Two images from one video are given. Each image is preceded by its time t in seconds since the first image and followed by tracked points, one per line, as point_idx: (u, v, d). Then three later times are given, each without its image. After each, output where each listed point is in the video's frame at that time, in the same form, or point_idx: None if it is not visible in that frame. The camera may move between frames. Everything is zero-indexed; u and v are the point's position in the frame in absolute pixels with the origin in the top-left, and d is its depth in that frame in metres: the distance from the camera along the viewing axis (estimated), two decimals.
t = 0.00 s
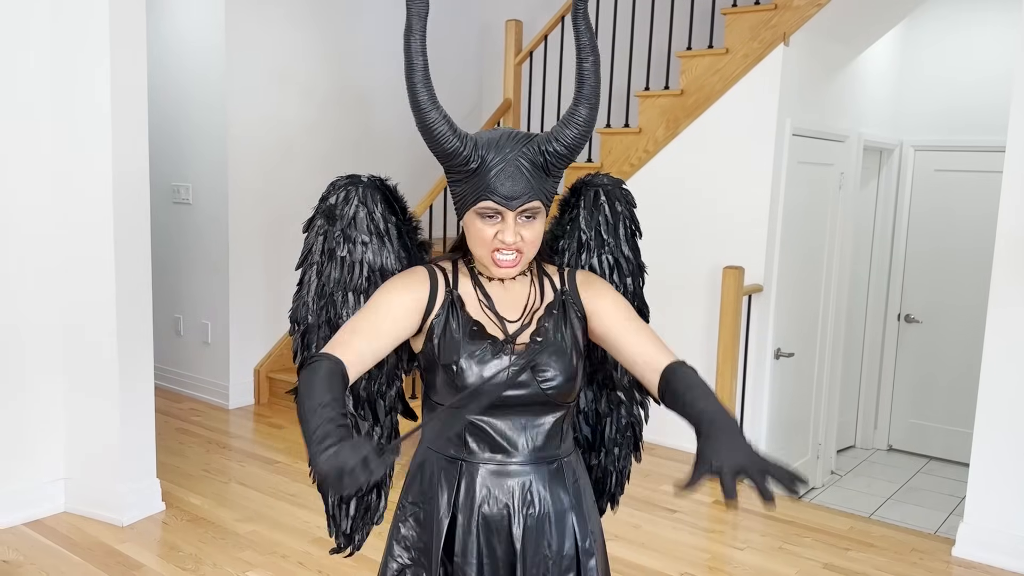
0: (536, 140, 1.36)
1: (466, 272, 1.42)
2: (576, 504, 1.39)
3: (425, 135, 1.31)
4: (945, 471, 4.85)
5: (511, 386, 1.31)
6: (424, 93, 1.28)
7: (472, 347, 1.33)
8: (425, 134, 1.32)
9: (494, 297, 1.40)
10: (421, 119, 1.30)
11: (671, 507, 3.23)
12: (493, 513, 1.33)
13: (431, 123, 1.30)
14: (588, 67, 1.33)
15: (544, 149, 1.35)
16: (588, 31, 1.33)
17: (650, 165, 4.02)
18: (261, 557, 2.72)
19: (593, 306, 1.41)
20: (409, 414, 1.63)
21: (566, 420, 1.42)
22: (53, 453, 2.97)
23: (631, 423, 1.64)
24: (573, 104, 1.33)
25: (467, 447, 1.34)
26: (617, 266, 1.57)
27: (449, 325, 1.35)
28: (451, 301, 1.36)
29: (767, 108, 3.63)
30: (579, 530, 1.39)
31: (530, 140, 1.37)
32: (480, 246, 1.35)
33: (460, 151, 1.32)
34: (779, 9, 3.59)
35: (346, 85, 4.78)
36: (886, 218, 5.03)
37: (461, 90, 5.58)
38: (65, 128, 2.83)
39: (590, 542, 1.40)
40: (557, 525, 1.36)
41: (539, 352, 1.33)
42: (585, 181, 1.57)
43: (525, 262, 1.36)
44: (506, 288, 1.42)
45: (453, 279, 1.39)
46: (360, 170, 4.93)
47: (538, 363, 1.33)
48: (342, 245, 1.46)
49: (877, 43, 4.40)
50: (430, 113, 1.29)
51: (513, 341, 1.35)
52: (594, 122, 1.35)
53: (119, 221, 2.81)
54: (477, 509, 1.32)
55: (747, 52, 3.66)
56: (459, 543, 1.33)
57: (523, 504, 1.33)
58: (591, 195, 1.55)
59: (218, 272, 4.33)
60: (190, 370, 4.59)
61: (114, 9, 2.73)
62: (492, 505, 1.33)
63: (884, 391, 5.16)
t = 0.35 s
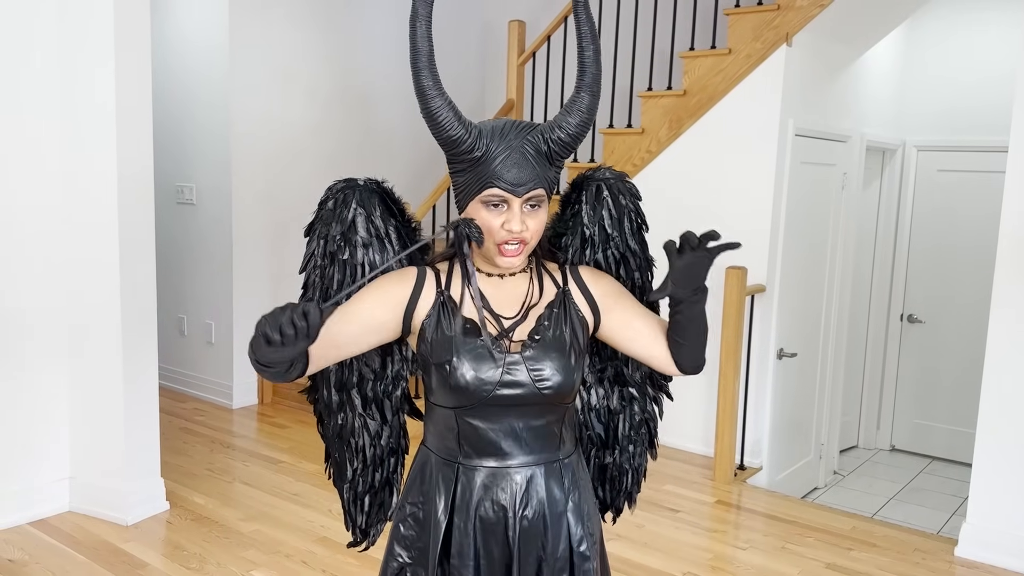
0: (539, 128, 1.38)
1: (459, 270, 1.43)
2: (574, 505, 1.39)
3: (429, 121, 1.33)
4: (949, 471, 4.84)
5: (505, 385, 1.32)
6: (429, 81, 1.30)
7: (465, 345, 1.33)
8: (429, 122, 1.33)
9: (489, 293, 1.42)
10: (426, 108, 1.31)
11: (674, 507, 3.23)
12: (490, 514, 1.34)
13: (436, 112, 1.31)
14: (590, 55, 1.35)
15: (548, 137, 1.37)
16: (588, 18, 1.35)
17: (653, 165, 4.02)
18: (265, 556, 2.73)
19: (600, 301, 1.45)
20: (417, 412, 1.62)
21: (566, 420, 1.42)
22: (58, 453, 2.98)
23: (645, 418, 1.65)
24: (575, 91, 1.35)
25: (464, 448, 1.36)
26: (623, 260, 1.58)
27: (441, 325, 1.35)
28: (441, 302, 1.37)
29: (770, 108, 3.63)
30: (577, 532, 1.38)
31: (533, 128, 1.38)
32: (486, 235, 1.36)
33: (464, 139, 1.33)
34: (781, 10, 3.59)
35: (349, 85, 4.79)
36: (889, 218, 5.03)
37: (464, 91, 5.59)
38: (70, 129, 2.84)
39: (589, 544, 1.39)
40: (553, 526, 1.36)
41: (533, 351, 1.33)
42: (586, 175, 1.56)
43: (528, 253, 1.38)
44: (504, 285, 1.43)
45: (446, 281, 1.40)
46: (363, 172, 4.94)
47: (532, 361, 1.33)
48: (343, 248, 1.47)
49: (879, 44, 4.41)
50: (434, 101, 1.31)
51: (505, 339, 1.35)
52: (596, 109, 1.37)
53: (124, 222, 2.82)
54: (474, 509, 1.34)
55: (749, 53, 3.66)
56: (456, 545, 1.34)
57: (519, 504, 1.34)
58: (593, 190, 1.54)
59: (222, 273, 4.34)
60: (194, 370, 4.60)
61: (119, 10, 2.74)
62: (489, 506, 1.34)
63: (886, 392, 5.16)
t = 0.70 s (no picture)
0: (544, 125, 1.37)
1: (461, 271, 1.43)
2: (578, 506, 1.39)
3: (434, 120, 1.32)
4: (951, 471, 4.84)
5: (511, 388, 1.32)
6: (434, 80, 1.29)
7: (471, 349, 1.33)
8: (434, 120, 1.32)
9: (493, 297, 1.41)
10: (431, 107, 1.31)
11: (676, 507, 3.23)
12: (494, 516, 1.34)
13: (442, 111, 1.30)
14: (596, 50, 1.33)
15: (553, 135, 1.37)
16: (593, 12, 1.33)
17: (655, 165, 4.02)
18: (267, 555, 2.74)
19: (599, 300, 1.46)
20: (416, 412, 1.62)
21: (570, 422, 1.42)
22: (60, 452, 2.98)
23: (641, 413, 1.65)
24: (581, 88, 1.34)
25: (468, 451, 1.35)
26: (622, 258, 1.58)
27: (447, 329, 1.35)
28: (445, 304, 1.38)
29: (771, 107, 3.63)
30: (581, 534, 1.38)
31: (538, 125, 1.38)
32: (492, 235, 1.36)
33: (470, 138, 1.33)
34: (784, 10, 3.58)
35: (352, 85, 4.80)
36: (891, 218, 5.02)
37: (466, 91, 5.59)
38: (73, 128, 2.85)
39: (593, 545, 1.40)
40: (558, 528, 1.36)
41: (539, 354, 1.33)
42: (586, 172, 1.57)
43: (535, 250, 1.38)
44: (507, 286, 1.43)
45: (449, 284, 1.41)
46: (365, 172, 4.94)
47: (538, 364, 1.33)
48: (341, 248, 1.47)
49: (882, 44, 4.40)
50: (439, 100, 1.30)
51: (510, 343, 1.35)
52: (602, 106, 1.36)
53: (127, 222, 2.82)
54: (478, 511, 1.34)
55: (751, 52, 3.66)
56: (460, 547, 1.34)
57: (523, 506, 1.34)
58: (593, 186, 1.55)
59: (224, 273, 4.35)
60: (196, 369, 4.61)
61: (122, 11, 2.75)
62: (493, 508, 1.34)
63: (889, 392, 5.15)
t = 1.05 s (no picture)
0: (542, 133, 1.38)
1: (460, 272, 1.43)
2: (576, 501, 1.39)
3: (432, 126, 1.33)
4: (954, 471, 4.83)
5: (508, 384, 1.33)
6: (433, 87, 1.29)
7: (468, 347, 1.33)
8: (433, 126, 1.33)
9: (490, 298, 1.42)
10: (430, 113, 1.31)
11: (678, 507, 3.23)
12: (492, 511, 1.34)
13: (441, 118, 1.31)
14: (594, 59, 1.34)
15: (551, 142, 1.37)
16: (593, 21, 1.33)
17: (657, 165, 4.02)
18: (270, 555, 2.74)
19: (595, 303, 1.44)
20: (416, 412, 1.63)
21: (567, 420, 1.43)
22: (63, 452, 2.99)
23: (638, 421, 1.65)
24: (580, 97, 1.35)
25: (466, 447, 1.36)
26: (619, 263, 1.58)
27: (446, 327, 1.36)
28: (445, 303, 1.38)
29: (774, 108, 3.63)
30: (579, 529, 1.38)
31: (536, 133, 1.38)
32: (488, 238, 1.36)
33: (468, 144, 1.33)
34: (786, 9, 3.58)
35: (355, 85, 4.80)
36: (894, 218, 5.02)
37: (469, 91, 5.60)
38: (77, 129, 2.86)
39: (592, 541, 1.40)
40: (556, 523, 1.36)
41: (535, 352, 1.34)
42: (584, 178, 1.57)
43: (530, 254, 1.38)
44: (504, 288, 1.43)
45: (449, 282, 1.40)
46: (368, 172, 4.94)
47: (534, 361, 1.33)
48: (344, 248, 1.47)
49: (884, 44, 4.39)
50: (437, 106, 1.30)
51: (508, 342, 1.36)
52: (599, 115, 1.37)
53: (130, 222, 2.83)
54: (477, 506, 1.34)
55: (754, 53, 3.66)
56: (459, 542, 1.34)
57: (521, 502, 1.34)
58: (590, 191, 1.55)
59: (227, 273, 4.35)
60: (199, 369, 4.62)
61: (125, 11, 2.75)
62: (491, 503, 1.34)
63: (891, 392, 5.15)
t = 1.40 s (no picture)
0: (542, 126, 1.37)
1: (460, 274, 1.43)
2: (577, 505, 1.38)
3: (431, 120, 1.33)
4: (957, 472, 4.82)
5: (506, 388, 1.32)
6: (431, 81, 1.30)
7: (467, 350, 1.33)
8: (432, 120, 1.33)
9: (491, 301, 1.41)
10: (429, 107, 1.31)
11: (680, 508, 3.23)
12: (492, 515, 1.34)
13: (439, 112, 1.31)
14: (593, 52, 1.34)
15: (551, 136, 1.37)
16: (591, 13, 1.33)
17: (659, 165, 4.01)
18: (271, 555, 2.74)
19: (600, 301, 1.44)
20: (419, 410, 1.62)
21: (569, 423, 1.42)
22: (64, 452, 2.99)
23: (647, 416, 1.64)
24: (579, 90, 1.35)
25: (466, 450, 1.35)
26: (625, 258, 1.58)
27: (444, 330, 1.36)
28: (443, 304, 1.38)
29: (776, 107, 3.62)
30: (579, 533, 1.37)
31: (536, 126, 1.38)
32: (488, 233, 1.36)
33: (467, 138, 1.33)
34: (788, 9, 3.58)
35: (356, 86, 4.80)
36: (896, 218, 5.01)
37: (471, 91, 5.60)
38: (78, 129, 2.86)
39: (593, 545, 1.39)
40: (556, 527, 1.35)
41: (534, 355, 1.33)
42: (587, 172, 1.56)
43: (532, 251, 1.37)
44: (505, 289, 1.42)
45: (447, 285, 1.40)
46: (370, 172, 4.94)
47: (532, 365, 1.33)
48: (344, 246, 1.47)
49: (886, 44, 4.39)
50: (436, 100, 1.30)
51: (507, 346, 1.35)
52: (599, 109, 1.37)
53: (131, 222, 2.83)
54: (475, 510, 1.34)
55: (756, 52, 3.65)
56: (458, 546, 1.34)
57: (521, 506, 1.34)
58: (595, 186, 1.54)
59: (229, 274, 4.36)
60: (201, 369, 4.62)
61: (126, 12, 2.75)
62: (491, 508, 1.34)
63: (894, 392, 5.14)
